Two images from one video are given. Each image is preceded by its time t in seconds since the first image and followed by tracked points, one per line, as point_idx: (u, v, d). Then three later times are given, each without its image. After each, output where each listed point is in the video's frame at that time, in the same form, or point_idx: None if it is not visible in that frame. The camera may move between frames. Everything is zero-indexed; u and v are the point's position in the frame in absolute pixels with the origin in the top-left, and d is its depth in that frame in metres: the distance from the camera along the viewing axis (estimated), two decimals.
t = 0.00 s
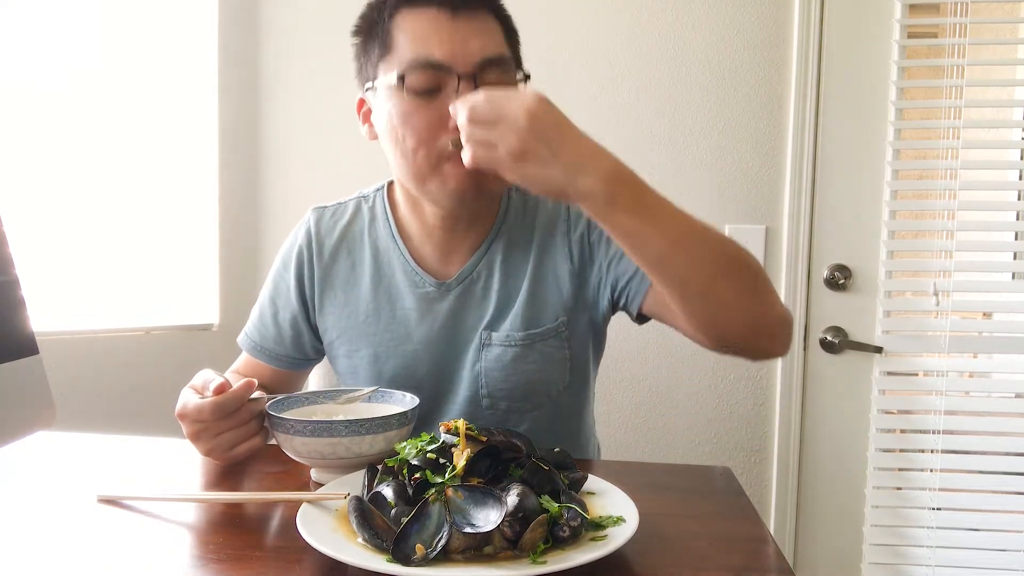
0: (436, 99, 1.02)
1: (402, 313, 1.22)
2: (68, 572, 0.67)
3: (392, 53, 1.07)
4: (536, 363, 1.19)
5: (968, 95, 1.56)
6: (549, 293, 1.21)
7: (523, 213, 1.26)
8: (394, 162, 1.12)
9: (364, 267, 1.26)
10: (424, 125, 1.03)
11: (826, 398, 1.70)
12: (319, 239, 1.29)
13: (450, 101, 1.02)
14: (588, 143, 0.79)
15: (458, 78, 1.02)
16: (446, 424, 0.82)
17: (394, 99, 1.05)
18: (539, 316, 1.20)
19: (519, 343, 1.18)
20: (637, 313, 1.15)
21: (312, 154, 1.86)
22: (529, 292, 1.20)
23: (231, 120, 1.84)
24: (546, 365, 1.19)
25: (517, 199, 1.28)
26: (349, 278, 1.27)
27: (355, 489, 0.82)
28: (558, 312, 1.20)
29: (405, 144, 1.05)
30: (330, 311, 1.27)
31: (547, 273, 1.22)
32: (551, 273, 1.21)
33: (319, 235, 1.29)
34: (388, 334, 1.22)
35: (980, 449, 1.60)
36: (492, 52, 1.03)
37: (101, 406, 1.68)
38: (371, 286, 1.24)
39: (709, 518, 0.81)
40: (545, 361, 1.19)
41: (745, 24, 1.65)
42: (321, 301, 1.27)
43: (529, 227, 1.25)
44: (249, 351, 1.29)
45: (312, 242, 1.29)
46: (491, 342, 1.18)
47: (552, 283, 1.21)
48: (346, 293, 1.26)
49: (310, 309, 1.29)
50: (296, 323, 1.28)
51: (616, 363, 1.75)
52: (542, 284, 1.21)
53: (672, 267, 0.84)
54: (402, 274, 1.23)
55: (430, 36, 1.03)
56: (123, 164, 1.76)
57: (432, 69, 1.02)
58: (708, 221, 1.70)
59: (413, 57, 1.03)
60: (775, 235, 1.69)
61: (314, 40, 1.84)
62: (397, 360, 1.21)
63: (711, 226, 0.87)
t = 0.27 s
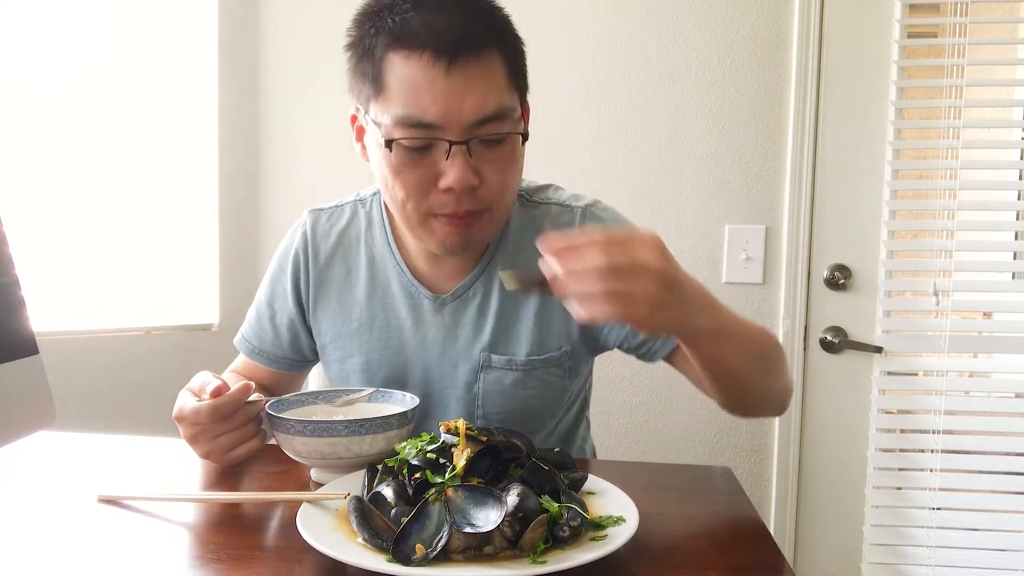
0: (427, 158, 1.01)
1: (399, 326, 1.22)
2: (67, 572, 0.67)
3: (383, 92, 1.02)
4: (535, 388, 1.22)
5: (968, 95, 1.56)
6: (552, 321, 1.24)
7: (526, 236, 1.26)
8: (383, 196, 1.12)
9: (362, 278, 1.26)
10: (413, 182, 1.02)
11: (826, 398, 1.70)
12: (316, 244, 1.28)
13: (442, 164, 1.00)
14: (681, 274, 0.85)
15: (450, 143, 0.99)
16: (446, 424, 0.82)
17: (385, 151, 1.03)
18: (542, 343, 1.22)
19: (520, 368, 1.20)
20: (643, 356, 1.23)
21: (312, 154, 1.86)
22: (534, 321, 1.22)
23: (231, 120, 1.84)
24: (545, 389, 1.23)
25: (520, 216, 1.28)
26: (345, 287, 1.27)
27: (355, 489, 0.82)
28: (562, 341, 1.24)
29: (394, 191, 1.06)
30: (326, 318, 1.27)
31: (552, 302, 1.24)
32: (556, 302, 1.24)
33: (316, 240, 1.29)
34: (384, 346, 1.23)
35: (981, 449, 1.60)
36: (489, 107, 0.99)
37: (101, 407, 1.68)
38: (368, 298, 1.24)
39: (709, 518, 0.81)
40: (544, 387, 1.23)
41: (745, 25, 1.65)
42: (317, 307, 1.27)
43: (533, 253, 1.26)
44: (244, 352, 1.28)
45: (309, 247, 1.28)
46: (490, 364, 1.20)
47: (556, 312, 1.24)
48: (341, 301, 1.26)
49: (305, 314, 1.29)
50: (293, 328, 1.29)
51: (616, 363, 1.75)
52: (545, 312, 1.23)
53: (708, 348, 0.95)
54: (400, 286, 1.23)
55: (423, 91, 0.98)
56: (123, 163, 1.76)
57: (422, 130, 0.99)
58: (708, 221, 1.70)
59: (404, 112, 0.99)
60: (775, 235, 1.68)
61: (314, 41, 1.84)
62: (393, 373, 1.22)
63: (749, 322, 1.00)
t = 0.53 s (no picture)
0: (436, 171, 1.01)
1: (400, 331, 1.22)
2: (67, 572, 0.67)
3: (390, 105, 1.02)
4: (534, 395, 1.23)
5: (968, 95, 1.56)
6: (554, 330, 1.23)
7: (530, 246, 1.25)
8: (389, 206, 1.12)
9: (363, 282, 1.26)
10: (422, 196, 1.02)
11: (826, 398, 1.70)
12: (317, 247, 1.28)
13: (451, 177, 1.00)
14: (703, 368, 0.93)
15: (458, 156, 0.99)
16: (446, 424, 0.82)
17: (393, 165, 1.02)
18: (543, 352, 1.22)
19: (521, 375, 1.22)
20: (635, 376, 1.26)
21: (312, 154, 1.86)
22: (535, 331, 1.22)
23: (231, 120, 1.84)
24: (544, 397, 1.24)
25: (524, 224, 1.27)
26: (347, 290, 1.27)
27: (355, 489, 0.82)
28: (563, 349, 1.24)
29: (401, 204, 1.06)
30: (327, 322, 1.27)
31: (553, 315, 1.24)
32: (558, 312, 1.24)
33: (318, 243, 1.28)
34: (384, 351, 1.23)
35: (981, 449, 1.60)
36: (497, 120, 0.98)
37: (101, 407, 1.68)
38: (370, 303, 1.25)
39: (709, 518, 0.81)
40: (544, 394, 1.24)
41: (746, 25, 1.65)
42: (318, 310, 1.28)
43: (536, 263, 1.24)
44: (245, 354, 1.29)
45: (310, 250, 1.28)
46: (491, 371, 1.21)
47: (557, 324, 1.24)
48: (343, 304, 1.26)
49: (306, 316, 1.29)
50: (294, 330, 1.29)
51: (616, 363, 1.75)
52: (547, 321, 1.23)
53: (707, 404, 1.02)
54: (401, 291, 1.23)
55: (430, 105, 0.97)
56: (123, 163, 1.76)
57: (431, 143, 0.98)
58: (708, 221, 1.70)
59: (411, 126, 0.99)
60: (775, 235, 1.68)
61: (314, 40, 1.84)
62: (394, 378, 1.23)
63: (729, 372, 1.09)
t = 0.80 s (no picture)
0: (435, 174, 1.01)
1: (402, 328, 1.22)
2: (68, 572, 0.67)
3: (391, 109, 1.02)
4: (535, 395, 1.23)
5: (968, 95, 1.56)
6: (555, 331, 1.23)
7: (533, 247, 1.25)
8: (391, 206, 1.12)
9: (366, 281, 1.26)
10: (421, 198, 1.02)
11: (826, 398, 1.70)
12: (322, 246, 1.28)
13: (449, 179, 1.00)
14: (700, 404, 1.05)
15: (457, 160, 0.99)
16: (446, 424, 0.82)
17: (394, 168, 1.02)
18: (544, 351, 1.22)
19: (523, 374, 1.22)
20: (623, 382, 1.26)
21: (312, 154, 1.87)
22: (536, 331, 1.22)
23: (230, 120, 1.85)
24: (545, 397, 1.24)
25: (527, 225, 1.27)
26: (350, 289, 1.27)
27: (355, 489, 0.82)
28: (564, 349, 1.24)
29: (401, 205, 1.06)
30: (330, 320, 1.27)
31: (555, 316, 1.24)
32: (559, 313, 1.24)
33: (323, 242, 1.29)
34: (388, 349, 1.23)
35: (981, 449, 1.60)
36: (496, 124, 0.98)
37: (101, 407, 1.68)
38: (373, 301, 1.25)
39: (709, 518, 0.81)
40: (545, 392, 1.24)
41: (746, 25, 1.65)
42: (322, 309, 1.27)
43: (538, 263, 1.24)
44: (249, 352, 1.29)
45: (315, 249, 1.28)
46: (493, 370, 1.21)
47: (558, 325, 1.24)
48: (346, 303, 1.26)
49: (310, 315, 1.29)
50: (298, 329, 1.29)
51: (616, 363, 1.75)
52: (548, 322, 1.23)
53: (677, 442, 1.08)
54: (404, 290, 1.23)
55: (430, 109, 0.97)
56: (123, 163, 1.76)
57: (430, 147, 0.98)
58: (708, 222, 1.70)
59: (411, 129, 0.99)
60: (775, 235, 1.68)
61: (314, 40, 1.84)
62: (396, 376, 1.23)
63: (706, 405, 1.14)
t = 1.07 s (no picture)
0: (440, 176, 1.00)
1: (405, 326, 1.22)
2: (68, 572, 0.67)
3: (398, 111, 1.02)
4: (536, 393, 1.23)
5: (968, 95, 1.56)
6: (556, 331, 1.23)
7: (535, 248, 1.25)
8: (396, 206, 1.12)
9: (370, 279, 1.26)
10: (426, 199, 1.03)
11: (826, 398, 1.70)
12: (326, 245, 1.28)
13: (454, 182, 1.00)
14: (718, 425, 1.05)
15: (463, 163, 0.98)
16: (446, 424, 0.81)
17: (400, 169, 1.02)
18: (546, 351, 1.22)
19: (524, 373, 1.22)
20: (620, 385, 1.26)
21: (312, 154, 1.87)
22: (538, 332, 1.22)
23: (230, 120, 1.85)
24: (545, 395, 1.24)
25: (530, 225, 1.27)
26: (354, 288, 1.27)
27: (355, 489, 0.82)
28: (565, 349, 1.24)
29: (406, 206, 1.06)
30: (334, 319, 1.27)
31: (556, 316, 1.24)
32: (561, 314, 1.24)
33: (328, 241, 1.29)
34: (391, 347, 1.23)
35: (981, 449, 1.60)
36: (502, 129, 0.98)
37: (101, 406, 1.68)
38: (376, 300, 1.25)
39: (709, 518, 0.82)
40: (545, 392, 1.24)
41: (746, 25, 1.65)
42: (326, 307, 1.27)
43: (540, 264, 1.24)
44: (253, 350, 1.29)
45: (320, 247, 1.28)
46: (494, 368, 1.21)
47: (559, 325, 1.24)
48: (350, 302, 1.26)
49: (314, 313, 1.29)
50: (301, 327, 1.28)
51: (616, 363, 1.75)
52: (550, 322, 1.23)
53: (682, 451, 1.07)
54: (407, 289, 1.23)
55: (437, 112, 0.97)
56: (123, 163, 1.76)
57: (436, 149, 0.98)
58: (708, 222, 1.70)
59: (418, 132, 0.98)
60: (775, 235, 1.68)
61: (314, 40, 1.84)
62: (398, 375, 1.23)
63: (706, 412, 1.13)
